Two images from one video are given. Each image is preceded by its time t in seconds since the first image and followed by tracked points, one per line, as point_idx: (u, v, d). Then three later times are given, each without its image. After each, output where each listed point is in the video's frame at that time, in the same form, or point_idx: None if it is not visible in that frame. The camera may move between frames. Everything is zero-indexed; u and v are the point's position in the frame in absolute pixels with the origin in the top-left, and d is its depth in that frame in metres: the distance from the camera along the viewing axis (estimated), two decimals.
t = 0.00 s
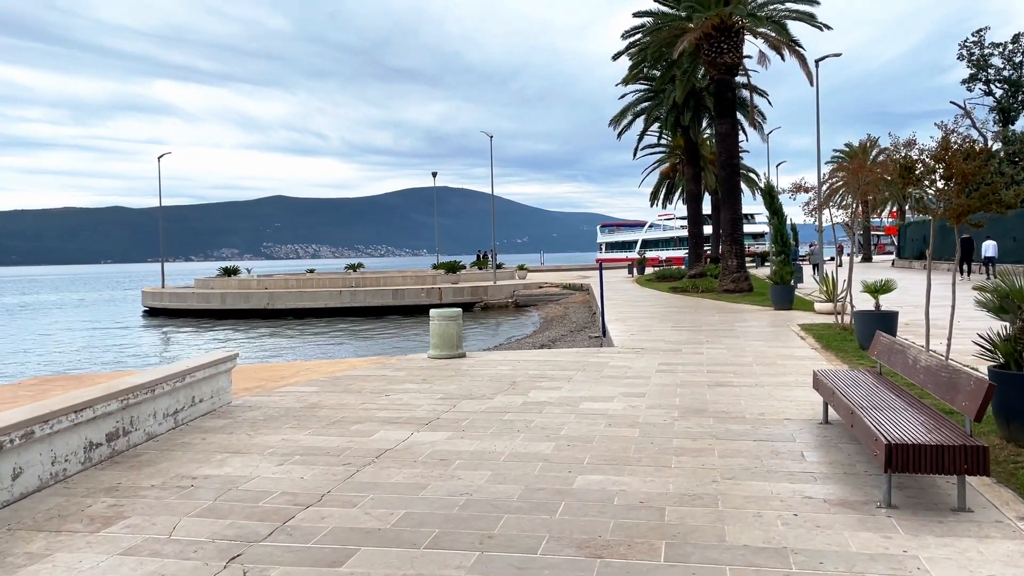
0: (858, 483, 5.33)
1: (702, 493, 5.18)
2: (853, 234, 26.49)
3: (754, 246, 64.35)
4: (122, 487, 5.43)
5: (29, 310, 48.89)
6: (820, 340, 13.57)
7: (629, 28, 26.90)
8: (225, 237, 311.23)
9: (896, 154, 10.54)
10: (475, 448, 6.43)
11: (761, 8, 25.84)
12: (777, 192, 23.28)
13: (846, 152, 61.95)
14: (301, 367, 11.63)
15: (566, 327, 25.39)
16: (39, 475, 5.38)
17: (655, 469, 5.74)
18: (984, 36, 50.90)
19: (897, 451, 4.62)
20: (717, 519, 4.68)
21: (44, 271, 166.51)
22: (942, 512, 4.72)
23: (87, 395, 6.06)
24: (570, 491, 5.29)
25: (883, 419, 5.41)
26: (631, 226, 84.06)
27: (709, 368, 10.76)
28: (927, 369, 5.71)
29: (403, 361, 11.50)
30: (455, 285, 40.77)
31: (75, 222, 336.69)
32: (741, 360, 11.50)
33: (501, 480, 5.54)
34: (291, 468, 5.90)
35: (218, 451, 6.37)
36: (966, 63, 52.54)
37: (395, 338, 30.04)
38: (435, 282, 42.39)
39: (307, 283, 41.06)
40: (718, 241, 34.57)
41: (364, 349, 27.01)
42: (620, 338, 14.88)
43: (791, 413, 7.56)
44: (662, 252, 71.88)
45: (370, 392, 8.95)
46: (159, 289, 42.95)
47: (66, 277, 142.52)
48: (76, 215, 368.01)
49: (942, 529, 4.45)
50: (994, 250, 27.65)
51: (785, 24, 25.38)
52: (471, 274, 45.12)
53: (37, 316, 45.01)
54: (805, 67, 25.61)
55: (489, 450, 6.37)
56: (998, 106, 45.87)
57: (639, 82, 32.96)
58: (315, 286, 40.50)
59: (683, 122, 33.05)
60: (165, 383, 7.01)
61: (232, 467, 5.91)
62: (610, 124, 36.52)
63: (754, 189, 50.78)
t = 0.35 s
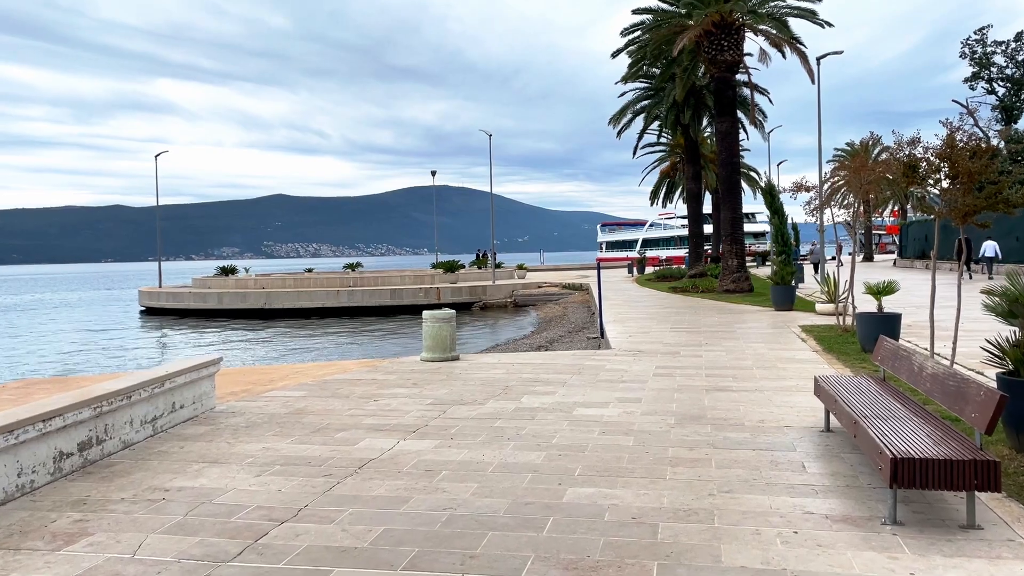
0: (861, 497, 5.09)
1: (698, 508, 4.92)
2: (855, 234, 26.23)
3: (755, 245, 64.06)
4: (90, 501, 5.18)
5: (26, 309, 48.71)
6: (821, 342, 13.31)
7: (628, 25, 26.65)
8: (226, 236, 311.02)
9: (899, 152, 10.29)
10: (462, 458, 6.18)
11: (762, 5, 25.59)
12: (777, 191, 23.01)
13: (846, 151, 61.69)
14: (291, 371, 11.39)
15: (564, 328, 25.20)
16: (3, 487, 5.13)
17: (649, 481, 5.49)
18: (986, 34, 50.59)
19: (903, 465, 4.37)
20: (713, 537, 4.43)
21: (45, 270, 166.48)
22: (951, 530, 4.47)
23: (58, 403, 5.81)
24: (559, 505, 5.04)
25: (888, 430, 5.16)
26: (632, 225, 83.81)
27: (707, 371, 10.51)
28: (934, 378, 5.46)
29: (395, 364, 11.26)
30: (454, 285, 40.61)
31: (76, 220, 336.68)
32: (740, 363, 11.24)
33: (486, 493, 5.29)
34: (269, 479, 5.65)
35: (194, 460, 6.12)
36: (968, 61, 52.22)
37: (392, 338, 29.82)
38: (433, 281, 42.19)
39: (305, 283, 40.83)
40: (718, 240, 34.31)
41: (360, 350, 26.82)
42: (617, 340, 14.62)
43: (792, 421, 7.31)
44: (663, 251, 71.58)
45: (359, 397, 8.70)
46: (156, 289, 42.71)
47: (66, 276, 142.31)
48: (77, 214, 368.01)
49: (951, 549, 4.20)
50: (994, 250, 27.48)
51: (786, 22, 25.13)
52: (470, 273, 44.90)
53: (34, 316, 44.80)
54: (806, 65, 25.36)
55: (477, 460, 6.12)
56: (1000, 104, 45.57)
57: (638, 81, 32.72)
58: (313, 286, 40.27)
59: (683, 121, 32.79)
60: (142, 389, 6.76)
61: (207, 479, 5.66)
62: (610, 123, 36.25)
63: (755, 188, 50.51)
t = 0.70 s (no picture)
0: (873, 505, 4.80)
1: (701, 517, 4.64)
2: (858, 232, 25.94)
3: (758, 244, 63.76)
4: (59, 508, 4.92)
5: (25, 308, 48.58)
6: (827, 341, 13.03)
7: (630, 21, 26.37)
8: (228, 236, 311.04)
9: (906, 147, 10.02)
10: (453, 462, 5.90)
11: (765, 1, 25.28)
12: (781, 188, 22.71)
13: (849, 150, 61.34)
14: (283, 370, 11.12)
15: (565, 326, 24.96)
16: None
17: (649, 488, 5.22)
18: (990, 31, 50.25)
19: (919, 472, 4.09)
20: (717, 549, 4.14)
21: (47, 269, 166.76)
22: (969, 542, 4.19)
23: (30, 404, 5.54)
24: (553, 513, 4.76)
25: (901, 435, 4.87)
26: (634, 224, 83.47)
27: (709, 371, 10.24)
28: (949, 379, 5.16)
29: (389, 364, 10.99)
30: (454, 284, 40.41)
31: (78, 220, 337.04)
32: (743, 363, 10.95)
33: (477, 501, 5.01)
34: (249, 485, 5.36)
35: (172, 465, 5.85)
36: (973, 59, 51.87)
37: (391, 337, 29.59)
38: (433, 280, 41.96)
39: (304, 281, 40.59)
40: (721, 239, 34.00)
41: (359, 349, 26.59)
42: (618, 339, 14.35)
43: (797, 423, 7.03)
44: (665, 250, 71.26)
45: (350, 398, 8.43)
46: (156, 288, 42.50)
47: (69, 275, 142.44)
48: (80, 213, 368.48)
49: (971, 564, 3.92)
50: (996, 248, 27.30)
51: (790, 17, 24.83)
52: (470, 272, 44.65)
53: (33, 314, 44.64)
54: (810, 61, 25.08)
55: (467, 464, 5.85)
56: (1005, 102, 45.22)
57: (639, 77, 32.45)
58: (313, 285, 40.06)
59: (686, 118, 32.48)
60: (121, 389, 6.50)
61: (185, 484, 5.39)
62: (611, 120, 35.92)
63: (757, 186, 50.19)
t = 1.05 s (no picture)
0: (887, 526, 4.52)
1: (704, 539, 4.36)
2: (862, 233, 25.63)
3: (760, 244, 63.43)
4: (25, 527, 4.66)
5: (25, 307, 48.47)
6: (832, 345, 12.75)
7: (631, 19, 26.08)
8: (230, 235, 311.07)
9: (914, 146, 9.75)
10: (443, 476, 5.62)
11: None
12: (784, 188, 22.41)
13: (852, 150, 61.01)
14: (275, 375, 10.86)
15: (565, 328, 24.66)
16: None
17: (649, 506, 4.94)
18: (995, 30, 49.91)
19: (938, 494, 3.81)
20: None
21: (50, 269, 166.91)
22: (991, 568, 3.91)
23: None
24: (546, 534, 4.49)
25: (917, 450, 4.59)
26: (636, 224, 83.15)
27: (712, 376, 9.96)
28: (966, 392, 4.88)
29: (384, 369, 10.72)
30: (454, 284, 40.19)
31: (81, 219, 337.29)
32: (746, 368, 10.67)
33: (467, 520, 4.72)
34: (227, 502, 5.09)
35: (149, 479, 5.60)
36: (977, 58, 51.53)
37: (390, 339, 29.35)
38: (433, 281, 41.71)
39: (304, 282, 40.35)
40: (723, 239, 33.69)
41: (358, 351, 26.35)
42: (619, 342, 14.07)
43: (804, 434, 6.74)
44: (667, 250, 70.95)
45: (340, 405, 8.15)
46: (155, 288, 42.28)
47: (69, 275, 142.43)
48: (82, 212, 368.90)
49: None
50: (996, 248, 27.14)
51: (794, 16, 24.55)
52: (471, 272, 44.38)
53: (33, 314, 44.50)
54: (813, 59, 24.80)
55: (458, 479, 5.56)
56: (1009, 101, 44.88)
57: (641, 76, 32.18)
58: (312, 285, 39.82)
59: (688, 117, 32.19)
60: (99, 398, 6.23)
61: (160, 501, 5.12)
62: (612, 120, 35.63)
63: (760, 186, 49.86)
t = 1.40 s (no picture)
0: (891, 538, 4.27)
1: (698, 551, 4.12)
2: (864, 232, 25.34)
3: (761, 243, 63.18)
4: None
5: (22, 308, 48.21)
6: (833, 345, 12.53)
7: (630, 16, 25.84)
8: (230, 236, 310.99)
9: (919, 141, 9.50)
10: (427, 484, 5.38)
11: None
12: (785, 186, 22.14)
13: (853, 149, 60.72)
14: (263, 376, 10.62)
15: (564, 329, 24.40)
16: None
17: (642, 515, 4.69)
18: (996, 29, 49.68)
19: (948, 506, 3.57)
20: None
21: (50, 270, 166.78)
22: None
23: None
24: (531, 547, 4.23)
25: (925, 458, 4.33)
26: (636, 224, 82.87)
27: (710, 378, 9.71)
28: (976, 397, 4.63)
29: (374, 370, 10.48)
30: (453, 284, 40.01)
31: (82, 220, 337.36)
32: (746, 369, 10.42)
33: (449, 530, 4.48)
34: (197, 512, 4.84)
35: (120, 486, 5.36)
36: (979, 57, 51.30)
37: (387, 339, 29.13)
38: (432, 280, 41.48)
39: (302, 282, 40.13)
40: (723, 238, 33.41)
41: (354, 351, 26.12)
42: (616, 342, 13.85)
43: (804, 439, 6.49)
44: (667, 250, 70.72)
45: (326, 408, 7.91)
46: (152, 288, 42.03)
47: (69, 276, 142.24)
48: (83, 213, 368.98)
49: None
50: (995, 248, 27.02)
51: (795, 12, 24.32)
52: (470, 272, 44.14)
53: (30, 315, 44.29)
54: (814, 56, 24.57)
55: (443, 486, 5.30)
56: (1011, 100, 44.63)
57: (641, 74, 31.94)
58: (310, 285, 39.61)
59: (688, 116, 31.94)
60: (71, 401, 5.99)
61: (128, 510, 4.88)
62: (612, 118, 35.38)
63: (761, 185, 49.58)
